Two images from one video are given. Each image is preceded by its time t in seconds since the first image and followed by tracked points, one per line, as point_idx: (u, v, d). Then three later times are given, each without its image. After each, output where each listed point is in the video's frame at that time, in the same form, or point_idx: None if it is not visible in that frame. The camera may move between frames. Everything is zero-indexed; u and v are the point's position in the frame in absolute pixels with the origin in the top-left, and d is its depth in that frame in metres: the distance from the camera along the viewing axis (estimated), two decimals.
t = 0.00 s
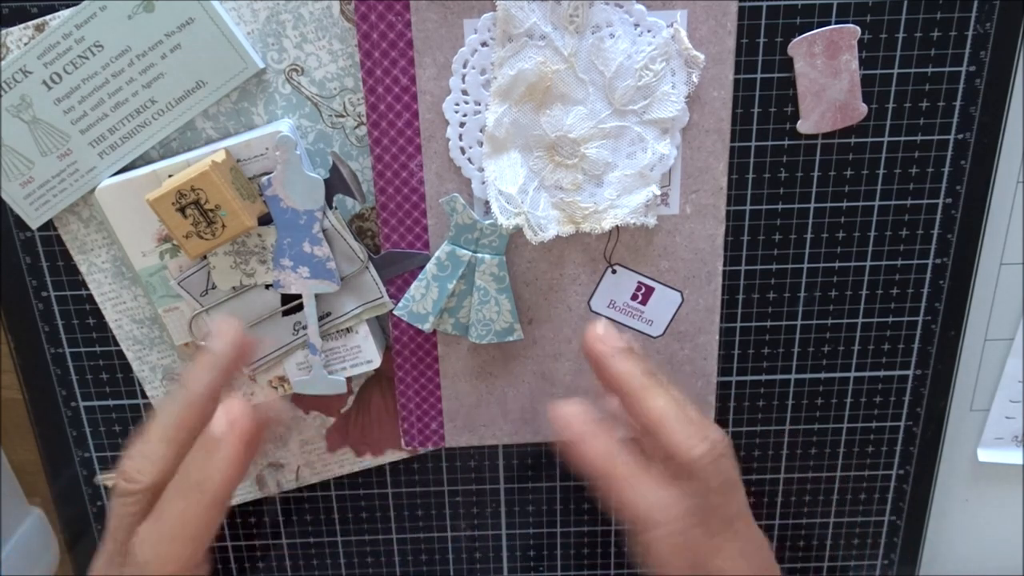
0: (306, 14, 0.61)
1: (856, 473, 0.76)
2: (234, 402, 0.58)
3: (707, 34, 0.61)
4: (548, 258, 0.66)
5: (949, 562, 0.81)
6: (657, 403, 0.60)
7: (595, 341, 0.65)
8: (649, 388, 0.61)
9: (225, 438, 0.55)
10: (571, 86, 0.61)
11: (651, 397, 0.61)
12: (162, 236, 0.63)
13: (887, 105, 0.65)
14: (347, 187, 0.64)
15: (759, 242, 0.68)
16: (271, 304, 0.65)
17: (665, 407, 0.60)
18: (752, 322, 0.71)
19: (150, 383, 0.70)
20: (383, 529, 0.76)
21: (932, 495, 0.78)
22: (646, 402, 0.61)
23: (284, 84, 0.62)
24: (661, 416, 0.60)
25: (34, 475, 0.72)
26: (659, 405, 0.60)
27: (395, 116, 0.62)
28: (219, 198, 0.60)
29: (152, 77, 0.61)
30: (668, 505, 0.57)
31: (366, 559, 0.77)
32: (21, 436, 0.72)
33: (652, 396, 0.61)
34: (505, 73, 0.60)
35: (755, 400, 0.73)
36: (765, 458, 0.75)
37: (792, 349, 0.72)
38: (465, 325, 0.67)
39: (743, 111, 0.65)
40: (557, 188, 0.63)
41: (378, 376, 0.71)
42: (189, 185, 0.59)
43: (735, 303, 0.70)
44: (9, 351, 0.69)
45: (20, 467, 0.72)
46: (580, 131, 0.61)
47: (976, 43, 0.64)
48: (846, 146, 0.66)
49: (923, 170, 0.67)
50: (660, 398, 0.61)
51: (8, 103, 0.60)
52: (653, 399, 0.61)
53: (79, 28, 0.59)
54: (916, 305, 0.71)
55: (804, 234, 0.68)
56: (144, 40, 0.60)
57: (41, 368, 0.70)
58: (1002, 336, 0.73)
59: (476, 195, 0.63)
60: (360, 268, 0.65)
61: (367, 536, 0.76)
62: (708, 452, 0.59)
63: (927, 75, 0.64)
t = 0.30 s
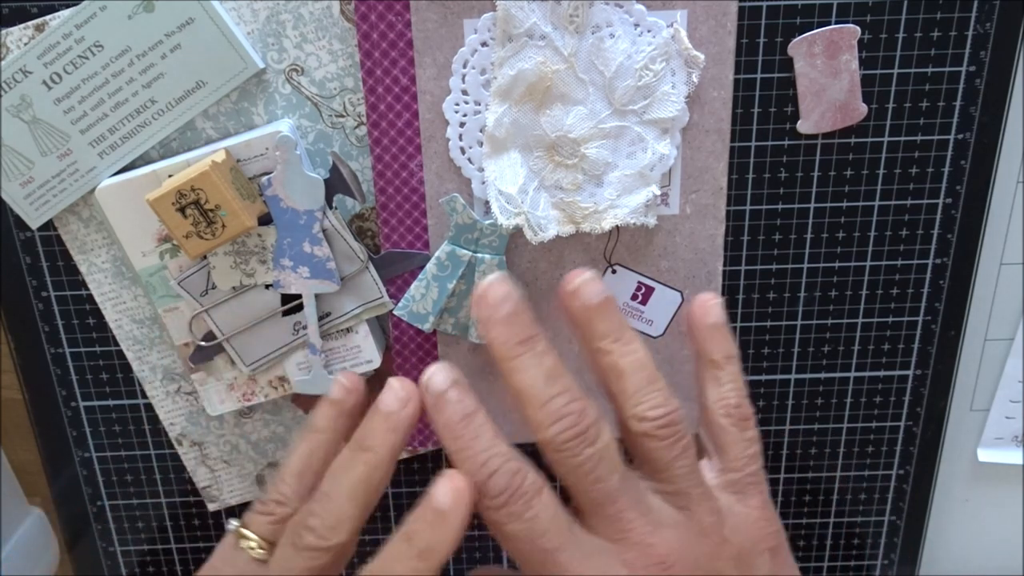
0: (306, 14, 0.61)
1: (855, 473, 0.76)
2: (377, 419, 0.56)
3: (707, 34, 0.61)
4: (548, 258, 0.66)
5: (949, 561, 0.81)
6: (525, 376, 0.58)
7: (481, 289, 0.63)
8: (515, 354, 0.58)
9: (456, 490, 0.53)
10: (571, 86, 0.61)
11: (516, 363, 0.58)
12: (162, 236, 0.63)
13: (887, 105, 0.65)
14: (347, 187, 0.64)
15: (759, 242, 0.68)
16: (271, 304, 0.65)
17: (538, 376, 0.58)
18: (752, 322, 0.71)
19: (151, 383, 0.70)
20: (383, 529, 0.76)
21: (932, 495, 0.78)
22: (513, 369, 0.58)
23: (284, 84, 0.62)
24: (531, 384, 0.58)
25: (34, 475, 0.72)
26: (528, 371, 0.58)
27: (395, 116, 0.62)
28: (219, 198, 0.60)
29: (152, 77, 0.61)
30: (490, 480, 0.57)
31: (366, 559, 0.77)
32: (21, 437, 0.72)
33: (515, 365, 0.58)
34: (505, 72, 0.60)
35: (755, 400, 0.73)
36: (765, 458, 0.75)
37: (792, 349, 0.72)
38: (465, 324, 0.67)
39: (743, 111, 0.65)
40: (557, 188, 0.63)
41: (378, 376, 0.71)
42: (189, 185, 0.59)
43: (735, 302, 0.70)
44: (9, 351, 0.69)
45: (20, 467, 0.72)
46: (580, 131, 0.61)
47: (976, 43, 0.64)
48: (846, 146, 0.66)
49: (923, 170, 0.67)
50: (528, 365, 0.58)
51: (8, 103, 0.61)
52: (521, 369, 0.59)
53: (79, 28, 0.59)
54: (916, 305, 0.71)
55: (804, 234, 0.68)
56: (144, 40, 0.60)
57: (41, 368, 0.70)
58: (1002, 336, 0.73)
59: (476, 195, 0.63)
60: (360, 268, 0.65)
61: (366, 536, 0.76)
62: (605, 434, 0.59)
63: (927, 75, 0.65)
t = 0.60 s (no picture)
0: (306, 14, 0.61)
1: (856, 473, 0.76)
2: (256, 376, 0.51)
3: (707, 34, 0.61)
4: (548, 258, 0.66)
5: (949, 562, 0.81)
6: (751, 384, 0.52)
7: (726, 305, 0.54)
8: (751, 364, 0.52)
9: (257, 411, 0.49)
10: (571, 86, 0.61)
11: (750, 374, 0.52)
12: (162, 236, 0.63)
13: (887, 105, 0.65)
14: (347, 187, 0.64)
15: (759, 242, 0.68)
16: (271, 304, 0.65)
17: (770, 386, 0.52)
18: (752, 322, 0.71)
19: (151, 383, 0.70)
20: (383, 529, 0.76)
21: (932, 494, 0.78)
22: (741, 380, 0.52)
23: (284, 84, 0.62)
24: (763, 395, 0.52)
25: (34, 475, 0.72)
26: (755, 382, 0.52)
27: (395, 116, 0.62)
28: (219, 198, 0.60)
29: (152, 77, 0.61)
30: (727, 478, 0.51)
31: (366, 559, 0.77)
32: (21, 437, 0.72)
33: (750, 375, 0.52)
34: (505, 73, 0.60)
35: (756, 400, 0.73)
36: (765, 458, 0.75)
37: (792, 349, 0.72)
38: (465, 325, 0.67)
39: (742, 111, 0.65)
40: (557, 188, 0.63)
41: (378, 376, 0.71)
42: (189, 185, 0.59)
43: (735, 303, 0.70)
44: (9, 351, 0.69)
45: (20, 467, 0.72)
46: (580, 131, 0.61)
47: (976, 43, 0.64)
48: (846, 146, 0.66)
49: (923, 170, 0.67)
50: (765, 377, 0.52)
51: (8, 103, 0.61)
52: (747, 378, 0.52)
53: (79, 28, 0.59)
54: (916, 304, 0.71)
55: (804, 234, 0.68)
56: (144, 40, 0.60)
57: (42, 368, 0.70)
58: (1003, 335, 0.73)
59: (476, 195, 0.63)
60: (361, 268, 0.65)
61: (366, 536, 0.76)
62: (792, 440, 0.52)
63: (927, 75, 0.64)
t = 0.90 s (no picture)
0: (306, 14, 0.61)
1: (855, 473, 0.76)
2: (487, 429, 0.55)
3: (707, 34, 0.61)
4: (548, 258, 0.66)
5: (949, 562, 0.81)
6: (688, 457, 0.52)
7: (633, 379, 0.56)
8: (681, 437, 0.52)
9: (481, 449, 0.53)
10: (571, 86, 0.61)
11: (682, 448, 0.52)
12: (162, 236, 0.63)
13: (887, 105, 0.65)
14: (347, 187, 0.64)
15: (759, 242, 0.68)
16: (271, 304, 0.65)
17: (704, 458, 0.52)
18: (752, 322, 0.71)
19: (151, 383, 0.70)
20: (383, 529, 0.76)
21: (932, 494, 0.78)
22: (674, 455, 0.52)
23: (283, 84, 0.62)
24: (693, 466, 0.52)
25: (35, 475, 0.72)
26: (638, 470, 0.53)
27: (395, 116, 0.62)
28: (219, 198, 0.60)
29: (152, 77, 0.61)
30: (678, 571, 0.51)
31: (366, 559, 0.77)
32: (20, 437, 0.71)
33: (682, 446, 0.52)
34: (505, 73, 0.60)
35: (755, 400, 0.73)
36: (765, 458, 0.75)
37: (792, 349, 0.72)
38: (465, 325, 0.67)
39: (743, 111, 0.65)
40: (557, 188, 0.63)
41: (378, 376, 0.71)
42: (189, 186, 0.59)
43: (735, 302, 0.70)
44: (9, 351, 0.69)
45: (20, 467, 0.72)
46: (580, 131, 0.61)
47: (976, 43, 0.64)
48: (846, 146, 0.66)
49: (923, 170, 0.67)
50: (696, 447, 0.53)
51: (8, 103, 0.60)
52: (680, 449, 0.52)
53: (79, 28, 0.59)
54: (916, 305, 0.71)
55: (804, 234, 0.68)
56: (144, 40, 0.60)
57: (41, 368, 0.70)
58: (1003, 336, 0.73)
59: (476, 195, 0.63)
60: (361, 268, 0.65)
61: (366, 536, 0.76)
62: (733, 510, 0.52)
63: (927, 75, 0.64)
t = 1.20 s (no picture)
0: (306, 14, 0.61)
1: (855, 473, 0.76)
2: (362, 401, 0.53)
3: (707, 34, 0.61)
4: (548, 258, 0.66)
5: (949, 562, 0.81)
6: (780, 417, 0.53)
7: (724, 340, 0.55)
8: (775, 396, 0.53)
9: (350, 419, 0.51)
10: (571, 86, 0.61)
11: (775, 407, 0.53)
12: (162, 236, 0.63)
13: (887, 105, 0.65)
14: (347, 187, 0.64)
15: (759, 242, 0.68)
16: (271, 304, 0.65)
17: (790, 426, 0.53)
18: (752, 322, 0.71)
19: (151, 383, 0.70)
20: (383, 529, 0.76)
21: (932, 494, 0.78)
22: (769, 414, 0.53)
23: (284, 84, 0.62)
24: (783, 425, 0.52)
25: (35, 475, 0.72)
26: (739, 430, 0.50)
27: (395, 116, 0.62)
28: (219, 198, 0.60)
29: (152, 77, 0.61)
30: (795, 520, 0.49)
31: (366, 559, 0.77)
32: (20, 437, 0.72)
33: (776, 405, 0.53)
34: (505, 72, 0.60)
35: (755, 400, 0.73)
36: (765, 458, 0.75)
37: (792, 349, 0.72)
38: (465, 324, 0.66)
39: (742, 111, 0.65)
40: (557, 188, 0.63)
41: (378, 376, 0.71)
42: (189, 185, 0.59)
43: (735, 302, 0.70)
44: (8, 352, 0.69)
45: (21, 467, 0.72)
46: (580, 131, 0.61)
47: (976, 43, 0.64)
48: (846, 146, 0.66)
49: (923, 169, 0.67)
50: (787, 407, 0.53)
51: (8, 103, 0.61)
52: (774, 409, 0.53)
53: (79, 28, 0.59)
54: (916, 305, 0.71)
55: (804, 234, 0.68)
56: (144, 40, 0.60)
57: (41, 368, 0.70)
58: (1003, 336, 0.73)
59: (476, 195, 0.63)
60: (361, 268, 0.65)
61: (366, 536, 0.77)
62: (825, 468, 0.53)
63: (927, 75, 0.64)
